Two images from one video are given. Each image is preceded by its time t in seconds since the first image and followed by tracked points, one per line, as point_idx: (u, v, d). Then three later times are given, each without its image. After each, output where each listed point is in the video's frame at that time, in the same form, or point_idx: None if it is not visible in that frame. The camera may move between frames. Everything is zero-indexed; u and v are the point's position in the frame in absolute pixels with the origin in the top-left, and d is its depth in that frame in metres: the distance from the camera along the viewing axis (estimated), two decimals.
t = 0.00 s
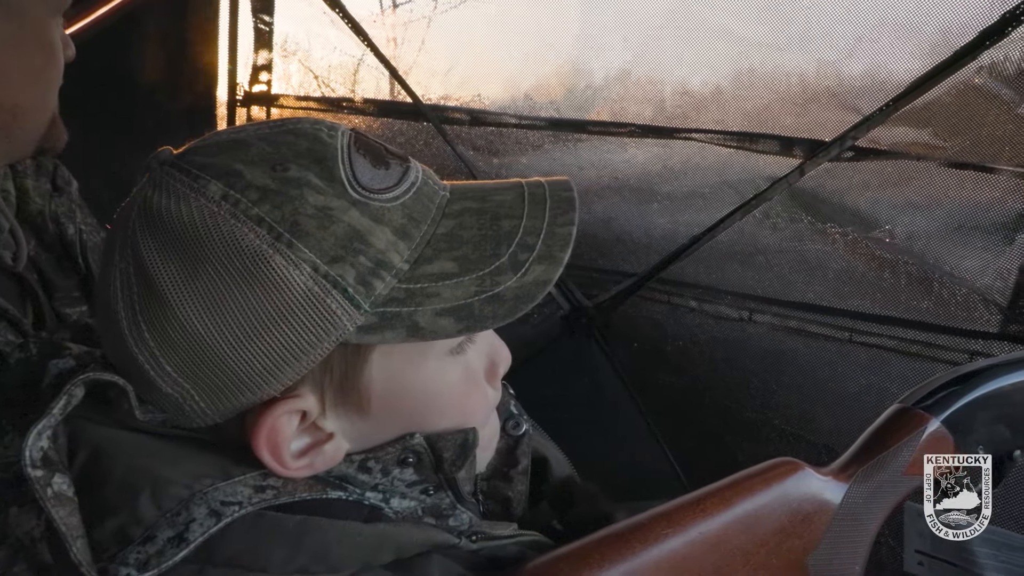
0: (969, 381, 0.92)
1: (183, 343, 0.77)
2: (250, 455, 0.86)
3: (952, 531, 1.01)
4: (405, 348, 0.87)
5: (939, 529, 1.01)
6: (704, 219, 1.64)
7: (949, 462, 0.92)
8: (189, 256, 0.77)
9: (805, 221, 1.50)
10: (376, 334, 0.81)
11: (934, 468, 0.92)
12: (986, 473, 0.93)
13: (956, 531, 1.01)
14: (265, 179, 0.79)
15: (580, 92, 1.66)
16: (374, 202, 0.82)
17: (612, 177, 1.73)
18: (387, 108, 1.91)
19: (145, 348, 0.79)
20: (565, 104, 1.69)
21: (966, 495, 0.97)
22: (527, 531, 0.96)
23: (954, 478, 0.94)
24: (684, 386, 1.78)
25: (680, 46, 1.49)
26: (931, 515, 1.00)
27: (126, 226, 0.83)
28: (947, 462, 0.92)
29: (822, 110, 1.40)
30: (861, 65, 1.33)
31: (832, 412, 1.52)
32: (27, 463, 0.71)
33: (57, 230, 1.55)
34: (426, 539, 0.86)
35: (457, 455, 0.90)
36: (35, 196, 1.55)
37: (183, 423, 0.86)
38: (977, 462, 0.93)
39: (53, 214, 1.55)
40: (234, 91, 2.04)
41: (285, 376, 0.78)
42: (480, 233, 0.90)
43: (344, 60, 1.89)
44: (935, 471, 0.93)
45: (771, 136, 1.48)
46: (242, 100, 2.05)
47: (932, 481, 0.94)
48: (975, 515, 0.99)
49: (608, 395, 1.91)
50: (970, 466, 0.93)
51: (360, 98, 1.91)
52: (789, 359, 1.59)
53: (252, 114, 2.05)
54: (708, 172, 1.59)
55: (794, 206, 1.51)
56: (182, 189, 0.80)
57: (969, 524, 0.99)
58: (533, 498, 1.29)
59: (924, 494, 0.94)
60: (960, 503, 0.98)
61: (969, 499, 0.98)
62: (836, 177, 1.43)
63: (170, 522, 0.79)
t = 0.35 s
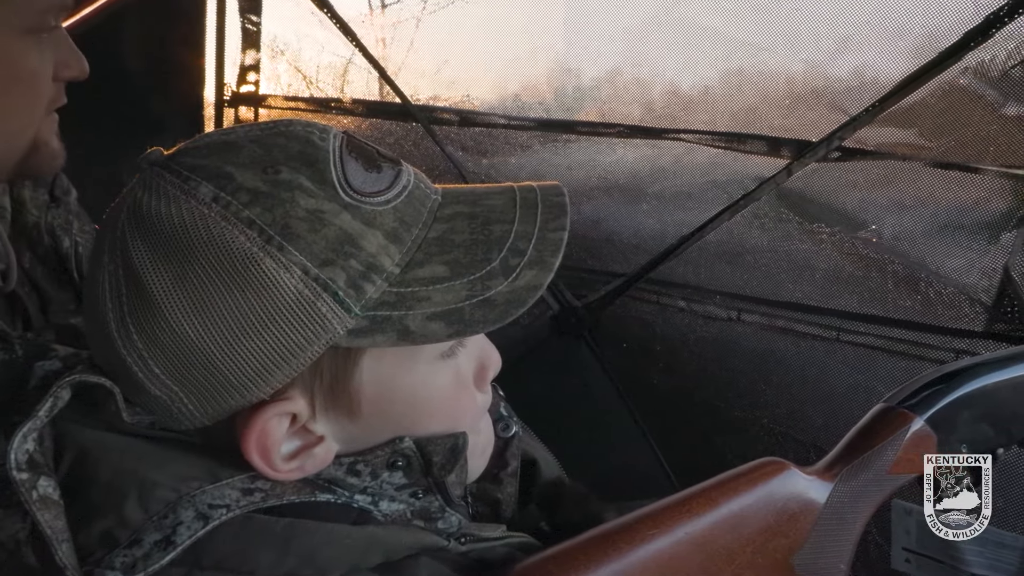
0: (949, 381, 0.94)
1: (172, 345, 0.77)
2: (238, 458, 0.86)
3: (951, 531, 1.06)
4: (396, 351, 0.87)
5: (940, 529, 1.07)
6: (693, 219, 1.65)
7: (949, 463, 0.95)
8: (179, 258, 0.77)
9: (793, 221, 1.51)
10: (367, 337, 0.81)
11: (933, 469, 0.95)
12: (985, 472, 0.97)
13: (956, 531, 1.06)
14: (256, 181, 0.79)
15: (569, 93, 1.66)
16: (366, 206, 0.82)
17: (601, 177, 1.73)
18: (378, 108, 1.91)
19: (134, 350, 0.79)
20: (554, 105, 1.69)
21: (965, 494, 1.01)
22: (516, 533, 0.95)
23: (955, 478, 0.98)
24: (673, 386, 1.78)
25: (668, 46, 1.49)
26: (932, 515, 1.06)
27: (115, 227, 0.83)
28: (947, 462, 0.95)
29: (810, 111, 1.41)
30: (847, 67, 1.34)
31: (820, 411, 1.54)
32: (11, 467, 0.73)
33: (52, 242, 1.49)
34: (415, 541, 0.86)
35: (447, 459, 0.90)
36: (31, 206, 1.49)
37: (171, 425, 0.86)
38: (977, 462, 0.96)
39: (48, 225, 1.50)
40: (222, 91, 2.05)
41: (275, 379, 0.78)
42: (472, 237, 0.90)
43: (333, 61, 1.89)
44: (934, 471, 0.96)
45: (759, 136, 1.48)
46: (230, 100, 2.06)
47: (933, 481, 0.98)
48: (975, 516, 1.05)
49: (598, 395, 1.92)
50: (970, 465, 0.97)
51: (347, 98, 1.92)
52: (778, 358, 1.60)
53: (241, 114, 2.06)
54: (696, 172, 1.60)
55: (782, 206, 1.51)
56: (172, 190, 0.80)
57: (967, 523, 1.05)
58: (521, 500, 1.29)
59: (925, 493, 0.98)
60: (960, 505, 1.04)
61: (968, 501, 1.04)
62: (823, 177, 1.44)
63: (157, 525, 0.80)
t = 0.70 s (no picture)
0: (932, 377, 0.94)
1: (147, 351, 0.77)
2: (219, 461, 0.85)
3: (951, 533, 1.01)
4: (376, 352, 0.86)
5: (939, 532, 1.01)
6: (680, 218, 1.64)
7: (949, 462, 0.94)
8: (152, 263, 0.76)
9: (780, 221, 1.51)
10: (344, 338, 0.80)
11: (934, 468, 0.94)
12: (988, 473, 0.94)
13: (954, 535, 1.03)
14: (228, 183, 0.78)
15: (556, 93, 1.66)
16: (341, 205, 0.82)
17: (588, 178, 1.72)
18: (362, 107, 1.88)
19: (109, 356, 0.78)
20: (542, 106, 1.68)
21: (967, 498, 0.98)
22: (500, 534, 0.95)
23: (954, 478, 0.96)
24: (661, 386, 1.77)
25: (656, 47, 1.50)
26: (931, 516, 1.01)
27: (87, 232, 0.82)
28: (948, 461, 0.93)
29: (796, 111, 1.41)
30: (835, 67, 1.35)
31: (809, 410, 1.53)
32: None
33: (49, 260, 1.50)
34: (400, 542, 0.85)
35: (432, 460, 0.89)
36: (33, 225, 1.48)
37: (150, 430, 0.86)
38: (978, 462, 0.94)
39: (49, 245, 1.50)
40: (207, 90, 1.96)
41: (253, 382, 0.78)
42: (449, 236, 0.89)
43: (319, 61, 1.85)
44: (935, 471, 0.95)
45: (745, 137, 1.48)
46: (216, 101, 1.96)
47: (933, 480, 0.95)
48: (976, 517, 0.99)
49: (586, 398, 1.89)
50: (969, 464, 0.94)
51: (334, 98, 1.88)
52: (764, 357, 1.60)
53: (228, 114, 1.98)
54: (682, 172, 1.60)
55: (768, 206, 1.51)
56: (144, 194, 0.79)
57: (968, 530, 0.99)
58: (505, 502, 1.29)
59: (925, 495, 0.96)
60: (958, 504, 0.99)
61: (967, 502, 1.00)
62: (809, 178, 1.44)
63: (138, 530, 0.79)
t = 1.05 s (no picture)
0: (915, 377, 0.98)
1: (132, 350, 0.76)
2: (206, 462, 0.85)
3: (951, 531, 1.17)
4: (362, 349, 0.86)
5: (941, 530, 1.17)
6: (669, 218, 1.64)
7: (946, 463, 1.10)
8: (136, 262, 0.76)
9: (768, 221, 1.51)
10: (330, 334, 0.80)
11: (934, 467, 1.10)
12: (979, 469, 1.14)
13: (957, 531, 1.16)
14: (211, 181, 0.78)
15: (545, 94, 1.66)
16: (325, 201, 0.82)
17: (576, 178, 1.73)
18: (353, 108, 1.88)
19: (93, 356, 0.78)
20: (531, 106, 1.69)
21: (963, 493, 1.16)
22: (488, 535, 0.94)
23: (954, 477, 1.13)
24: (650, 386, 1.77)
25: (645, 47, 1.50)
26: (931, 514, 1.16)
27: (69, 233, 0.82)
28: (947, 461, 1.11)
29: (783, 111, 1.42)
30: (822, 67, 1.35)
31: (798, 409, 1.55)
32: None
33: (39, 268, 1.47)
34: (390, 543, 0.85)
35: (420, 460, 0.89)
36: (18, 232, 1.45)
37: (136, 431, 0.85)
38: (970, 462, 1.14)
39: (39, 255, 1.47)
40: (194, 91, 1.93)
41: (239, 381, 0.78)
42: (434, 231, 0.90)
43: (308, 61, 1.85)
44: (934, 470, 1.10)
45: (733, 138, 1.49)
46: (203, 102, 1.94)
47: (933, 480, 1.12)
48: (975, 516, 1.16)
49: (574, 396, 1.90)
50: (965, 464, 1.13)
51: (323, 99, 1.88)
52: (751, 356, 1.61)
53: (213, 115, 1.96)
54: (670, 172, 1.60)
55: (756, 205, 1.52)
56: (126, 193, 0.79)
57: (968, 524, 1.16)
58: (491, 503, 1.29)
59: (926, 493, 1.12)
60: (959, 503, 1.16)
61: (967, 500, 1.16)
62: (796, 178, 1.45)
63: (125, 532, 0.79)
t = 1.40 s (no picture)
0: (901, 375, 0.99)
1: (119, 351, 0.76)
2: (194, 464, 0.85)
3: (952, 531, 1.17)
4: (351, 349, 0.86)
5: (942, 530, 1.18)
6: (658, 219, 1.65)
7: (948, 463, 1.13)
8: (122, 262, 0.75)
9: (758, 221, 1.51)
10: (318, 334, 0.80)
11: (934, 467, 1.11)
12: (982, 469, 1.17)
13: (957, 531, 1.17)
14: (197, 181, 0.78)
15: (534, 95, 1.66)
16: (312, 200, 0.82)
17: (566, 178, 1.73)
18: (344, 109, 1.88)
19: (79, 357, 0.78)
20: (520, 107, 1.69)
21: (963, 493, 1.17)
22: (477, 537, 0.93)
23: (955, 476, 1.16)
24: (640, 385, 1.78)
25: (635, 48, 1.51)
26: (931, 514, 1.18)
27: (54, 235, 0.81)
28: (947, 462, 1.13)
29: (771, 112, 1.42)
30: (810, 68, 1.36)
31: (787, 408, 1.57)
32: None
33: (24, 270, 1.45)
34: (377, 545, 0.85)
35: (409, 460, 0.90)
36: None
37: (122, 433, 0.85)
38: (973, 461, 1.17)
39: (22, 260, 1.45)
40: (182, 91, 1.93)
41: (226, 381, 0.77)
42: (422, 230, 0.90)
43: (297, 61, 1.85)
44: (935, 470, 1.12)
45: (722, 138, 1.49)
46: (190, 101, 1.95)
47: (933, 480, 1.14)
48: (975, 516, 1.16)
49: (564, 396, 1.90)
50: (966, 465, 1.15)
51: (312, 99, 1.88)
52: (740, 355, 1.62)
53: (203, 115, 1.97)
54: (659, 173, 1.60)
55: (745, 206, 1.52)
56: (111, 194, 0.78)
57: (967, 523, 1.16)
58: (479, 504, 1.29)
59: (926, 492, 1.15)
60: (959, 502, 1.17)
61: (967, 500, 1.17)
62: (784, 178, 1.46)
63: (110, 535, 0.78)
